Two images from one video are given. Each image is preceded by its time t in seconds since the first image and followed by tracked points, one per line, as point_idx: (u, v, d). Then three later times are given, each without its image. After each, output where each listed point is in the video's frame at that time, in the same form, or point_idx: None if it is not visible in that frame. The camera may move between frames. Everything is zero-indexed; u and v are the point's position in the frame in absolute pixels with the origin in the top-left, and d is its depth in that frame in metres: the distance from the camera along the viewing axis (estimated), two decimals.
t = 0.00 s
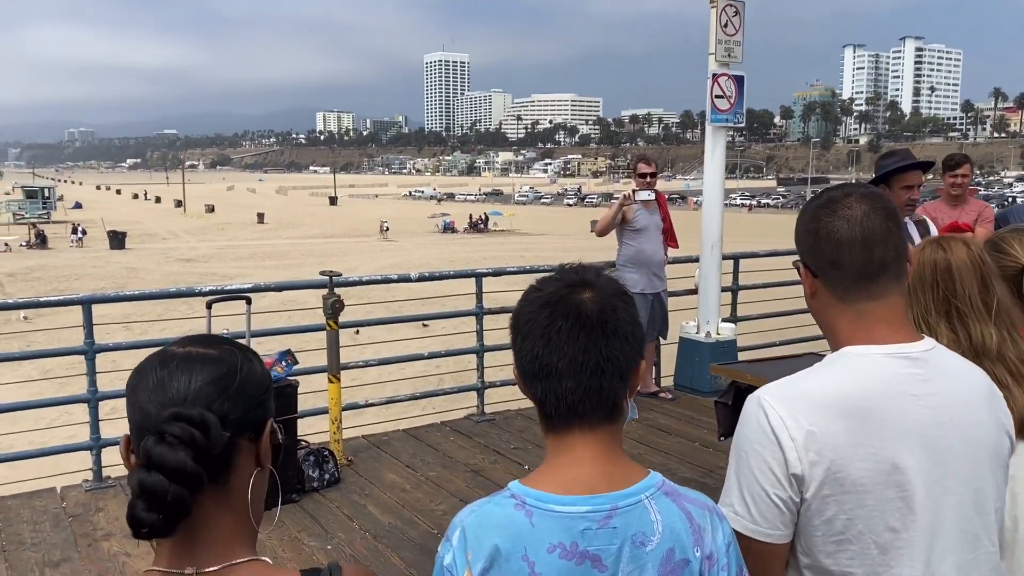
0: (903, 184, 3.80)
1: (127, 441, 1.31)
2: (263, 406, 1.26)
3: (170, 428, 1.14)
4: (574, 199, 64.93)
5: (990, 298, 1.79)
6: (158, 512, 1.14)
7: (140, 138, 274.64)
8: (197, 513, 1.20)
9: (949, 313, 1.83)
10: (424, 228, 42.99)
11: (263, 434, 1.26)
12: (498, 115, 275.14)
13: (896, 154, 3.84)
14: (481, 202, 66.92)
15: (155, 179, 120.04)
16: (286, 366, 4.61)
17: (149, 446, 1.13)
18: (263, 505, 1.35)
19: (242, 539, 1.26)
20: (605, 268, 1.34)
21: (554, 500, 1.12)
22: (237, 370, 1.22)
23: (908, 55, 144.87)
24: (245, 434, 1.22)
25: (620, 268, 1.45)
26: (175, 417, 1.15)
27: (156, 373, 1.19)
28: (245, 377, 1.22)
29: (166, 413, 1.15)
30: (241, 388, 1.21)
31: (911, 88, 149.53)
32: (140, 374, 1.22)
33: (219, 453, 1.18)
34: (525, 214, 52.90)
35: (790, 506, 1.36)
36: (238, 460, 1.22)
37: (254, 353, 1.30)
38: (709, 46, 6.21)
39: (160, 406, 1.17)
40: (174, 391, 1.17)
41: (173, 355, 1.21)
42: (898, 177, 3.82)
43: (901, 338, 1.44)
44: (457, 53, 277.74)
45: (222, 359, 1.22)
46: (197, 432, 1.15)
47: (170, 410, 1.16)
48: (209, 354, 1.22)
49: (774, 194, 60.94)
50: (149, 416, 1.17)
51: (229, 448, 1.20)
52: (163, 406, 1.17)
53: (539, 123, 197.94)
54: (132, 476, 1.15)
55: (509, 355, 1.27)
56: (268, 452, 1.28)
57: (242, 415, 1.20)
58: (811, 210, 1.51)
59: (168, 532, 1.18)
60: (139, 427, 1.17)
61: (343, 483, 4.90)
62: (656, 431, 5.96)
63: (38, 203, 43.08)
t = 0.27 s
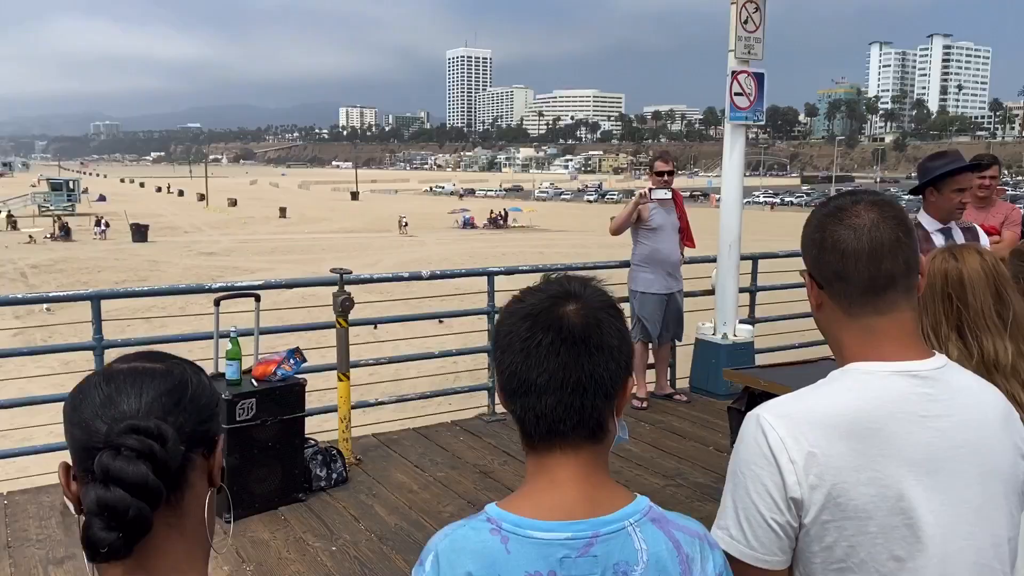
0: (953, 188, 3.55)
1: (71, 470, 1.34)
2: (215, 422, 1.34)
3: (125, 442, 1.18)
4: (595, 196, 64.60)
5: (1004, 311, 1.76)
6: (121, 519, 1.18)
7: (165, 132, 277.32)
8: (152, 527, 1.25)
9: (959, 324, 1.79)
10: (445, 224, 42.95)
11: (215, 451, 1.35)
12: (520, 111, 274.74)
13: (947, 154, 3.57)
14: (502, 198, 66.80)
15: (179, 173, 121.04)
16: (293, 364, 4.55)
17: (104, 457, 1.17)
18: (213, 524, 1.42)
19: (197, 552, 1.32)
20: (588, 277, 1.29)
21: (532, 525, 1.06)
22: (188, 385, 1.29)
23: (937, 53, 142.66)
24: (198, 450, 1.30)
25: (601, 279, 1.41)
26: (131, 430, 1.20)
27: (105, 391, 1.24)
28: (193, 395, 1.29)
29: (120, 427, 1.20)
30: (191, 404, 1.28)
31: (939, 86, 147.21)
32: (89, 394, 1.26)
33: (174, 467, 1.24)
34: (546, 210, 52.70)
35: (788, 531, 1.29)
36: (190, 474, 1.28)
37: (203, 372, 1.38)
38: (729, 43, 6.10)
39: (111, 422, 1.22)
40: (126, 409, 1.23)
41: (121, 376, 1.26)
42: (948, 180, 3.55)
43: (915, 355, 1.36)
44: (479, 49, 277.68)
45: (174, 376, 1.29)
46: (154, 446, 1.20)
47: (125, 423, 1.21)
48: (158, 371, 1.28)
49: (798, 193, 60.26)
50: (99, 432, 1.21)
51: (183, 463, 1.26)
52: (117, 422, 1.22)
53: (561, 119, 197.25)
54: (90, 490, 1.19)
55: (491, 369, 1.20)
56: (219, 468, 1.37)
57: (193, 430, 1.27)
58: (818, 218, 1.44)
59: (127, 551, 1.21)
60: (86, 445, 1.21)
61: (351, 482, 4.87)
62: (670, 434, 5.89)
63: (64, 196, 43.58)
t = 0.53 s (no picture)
0: (1009, 191, 3.39)
1: (6, 486, 1.34)
2: (159, 433, 1.33)
3: (58, 452, 1.17)
4: (618, 194, 64.29)
5: (1005, 323, 1.74)
6: (51, 532, 1.16)
7: (192, 128, 280.18)
8: (88, 540, 1.23)
9: (961, 336, 1.77)
10: (467, 222, 42.95)
11: (158, 465, 1.34)
12: (543, 109, 274.31)
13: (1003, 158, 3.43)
14: (525, 196, 66.74)
15: (205, 169, 122.26)
16: (301, 363, 4.53)
17: (36, 469, 1.15)
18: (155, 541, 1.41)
19: (136, 567, 1.31)
20: (558, 286, 1.25)
21: (494, 548, 1.01)
22: (128, 397, 1.29)
23: (968, 51, 140.37)
24: (139, 462, 1.29)
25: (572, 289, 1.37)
26: (66, 440, 1.19)
27: (43, 400, 1.23)
28: (135, 408, 1.29)
29: (54, 437, 1.19)
30: (133, 417, 1.28)
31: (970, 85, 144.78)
32: (30, 403, 1.25)
33: (110, 480, 1.23)
34: (568, 209, 52.57)
35: (773, 555, 1.23)
36: (129, 487, 1.27)
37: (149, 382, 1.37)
38: (747, 41, 6.01)
39: (47, 432, 1.21)
40: (63, 421, 1.22)
41: (63, 386, 1.26)
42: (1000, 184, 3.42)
43: (910, 372, 1.31)
44: (503, 47, 277.67)
45: (113, 388, 1.28)
46: (90, 455, 1.19)
47: (61, 434, 1.20)
48: (100, 382, 1.28)
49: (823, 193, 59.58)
50: (34, 441, 1.20)
51: (120, 476, 1.25)
52: (52, 433, 1.21)
53: (584, 117, 196.52)
54: (21, 500, 1.17)
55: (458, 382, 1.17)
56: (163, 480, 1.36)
57: (133, 441, 1.26)
58: (812, 226, 1.38)
59: (57, 565, 1.19)
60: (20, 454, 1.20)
61: (358, 482, 4.86)
62: (682, 438, 5.82)
63: (91, 191, 44.18)
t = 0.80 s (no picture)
0: None
1: None
2: (125, 443, 1.34)
3: (13, 450, 1.14)
4: (641, 193, 63.93)
5: None
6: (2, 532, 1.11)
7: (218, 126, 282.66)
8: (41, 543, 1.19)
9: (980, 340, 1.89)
10: (488, 220, 42.95)
11: (121, 476, 1.34)
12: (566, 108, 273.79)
13: None
14: (547, 195, 66.65)
15: (230, 166, 123.27)
16: (313, 362, 4.51)
17: None
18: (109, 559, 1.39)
19: None
20: (546, 289, 1.22)
21: (476, 564, 0.98)
22: (92, 402, 1.29)
23: (999, 50, 138.06)
24: (99, 471, 1.28)
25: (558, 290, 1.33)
26: (22, 440, 1.17)
27: None
28: (97, 413, 1.29)
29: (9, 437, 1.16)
30: (95, 421, 1.28)
31: (1001, 85, 142.35)
32: None
33: (65, 483, 1.22)
34: (591, 208, 52.41)
35: (773, 571, 1.20)
36: (88, 493, 1.27)
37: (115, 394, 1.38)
38: (769, 39, 5.90)
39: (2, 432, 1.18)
40: (20, 422, 1.21)
41: (24, 392, 1.25)
42: None
43: (921, 379, 1.34)
44: (527, 46, 277.62)
45: (80, 393, 1.29)
46: (43, 455, 1.17)
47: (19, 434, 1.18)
48: (59, 390, 1.28)
49: (849, 194, 58.93)
50: None
51: (77, 480, 1.24)
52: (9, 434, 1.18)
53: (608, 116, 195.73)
54: None
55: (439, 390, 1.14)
56: (124, 496, 1.35)
57: (96, 446, 1.26)
58: (817, 233, 1.43)
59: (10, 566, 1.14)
60: None
61: (370, 481, 4.84)
62: (699, 441, 5.74)
63: (118, 188, 44.71)
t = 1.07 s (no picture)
0: None
1: None
2: (105, 470, 1.27)
3: None
4: (662, 194, 63.61)
5: None
6: None
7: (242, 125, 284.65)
8: None
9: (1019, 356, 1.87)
10: (509, 220, 42.93)
11: (96, 505, 1.26)
12: (588, 107, 273.09)
13: None
14: (568, 195, 66.49)
15: (253, 165, 124.07)
16: (328, 364, 4.47)
17: None
18: None
19: None
20: (554, 309, 1.22)
21: None
22: (67, 428, 1.22)
23: None
24: (71, 500, 1.22)
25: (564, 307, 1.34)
26: None
27: None
28: (73, 441, 1.22)
29: None
30: (69, 449, 1.21)
31: None
32: None
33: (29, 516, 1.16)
34: (613, 208, 52.20)
35: None
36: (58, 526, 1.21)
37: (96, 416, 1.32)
38: (793, 40, 5.79)
39: None
40: None
41: None
42: None
43: (955, 403, 1.30)
44: (549, 46, 277.54)
45: (54, 417, 1.22)
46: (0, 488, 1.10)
47: None
48: (34, 414, 1.21)
49: (874, 195, 58.22)
50: None
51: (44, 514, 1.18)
52: None
53: (630, 116, 194.89)
54: None
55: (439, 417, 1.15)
56: (102, 525, 1.28)
57: (71, 475, 1.20)
58: (841, 244, 1.40)
59: None
60: None
61: (385, 485, 4.80)
62: (719, 448, 5.64)
63: (143, 186, 45.17)
